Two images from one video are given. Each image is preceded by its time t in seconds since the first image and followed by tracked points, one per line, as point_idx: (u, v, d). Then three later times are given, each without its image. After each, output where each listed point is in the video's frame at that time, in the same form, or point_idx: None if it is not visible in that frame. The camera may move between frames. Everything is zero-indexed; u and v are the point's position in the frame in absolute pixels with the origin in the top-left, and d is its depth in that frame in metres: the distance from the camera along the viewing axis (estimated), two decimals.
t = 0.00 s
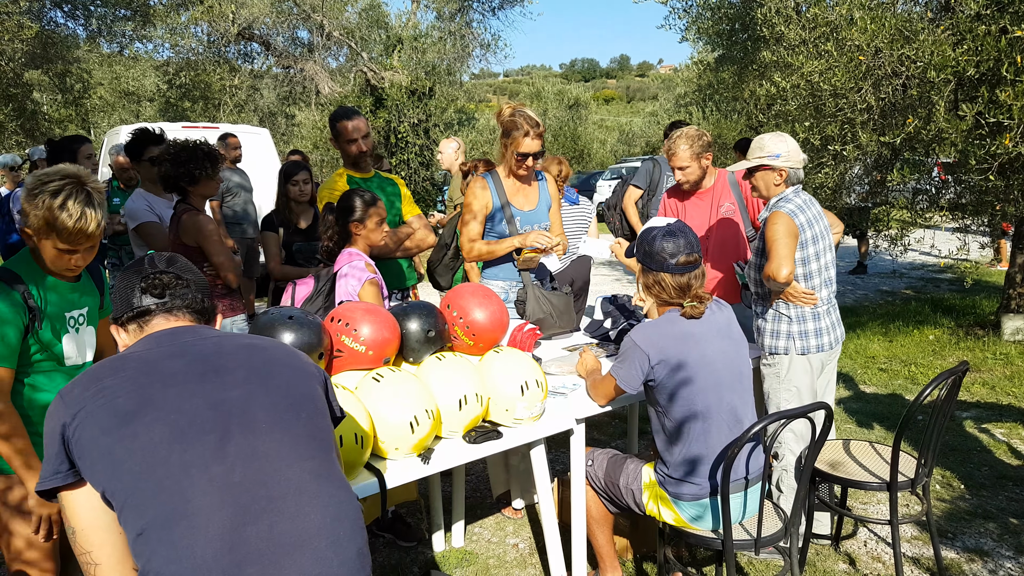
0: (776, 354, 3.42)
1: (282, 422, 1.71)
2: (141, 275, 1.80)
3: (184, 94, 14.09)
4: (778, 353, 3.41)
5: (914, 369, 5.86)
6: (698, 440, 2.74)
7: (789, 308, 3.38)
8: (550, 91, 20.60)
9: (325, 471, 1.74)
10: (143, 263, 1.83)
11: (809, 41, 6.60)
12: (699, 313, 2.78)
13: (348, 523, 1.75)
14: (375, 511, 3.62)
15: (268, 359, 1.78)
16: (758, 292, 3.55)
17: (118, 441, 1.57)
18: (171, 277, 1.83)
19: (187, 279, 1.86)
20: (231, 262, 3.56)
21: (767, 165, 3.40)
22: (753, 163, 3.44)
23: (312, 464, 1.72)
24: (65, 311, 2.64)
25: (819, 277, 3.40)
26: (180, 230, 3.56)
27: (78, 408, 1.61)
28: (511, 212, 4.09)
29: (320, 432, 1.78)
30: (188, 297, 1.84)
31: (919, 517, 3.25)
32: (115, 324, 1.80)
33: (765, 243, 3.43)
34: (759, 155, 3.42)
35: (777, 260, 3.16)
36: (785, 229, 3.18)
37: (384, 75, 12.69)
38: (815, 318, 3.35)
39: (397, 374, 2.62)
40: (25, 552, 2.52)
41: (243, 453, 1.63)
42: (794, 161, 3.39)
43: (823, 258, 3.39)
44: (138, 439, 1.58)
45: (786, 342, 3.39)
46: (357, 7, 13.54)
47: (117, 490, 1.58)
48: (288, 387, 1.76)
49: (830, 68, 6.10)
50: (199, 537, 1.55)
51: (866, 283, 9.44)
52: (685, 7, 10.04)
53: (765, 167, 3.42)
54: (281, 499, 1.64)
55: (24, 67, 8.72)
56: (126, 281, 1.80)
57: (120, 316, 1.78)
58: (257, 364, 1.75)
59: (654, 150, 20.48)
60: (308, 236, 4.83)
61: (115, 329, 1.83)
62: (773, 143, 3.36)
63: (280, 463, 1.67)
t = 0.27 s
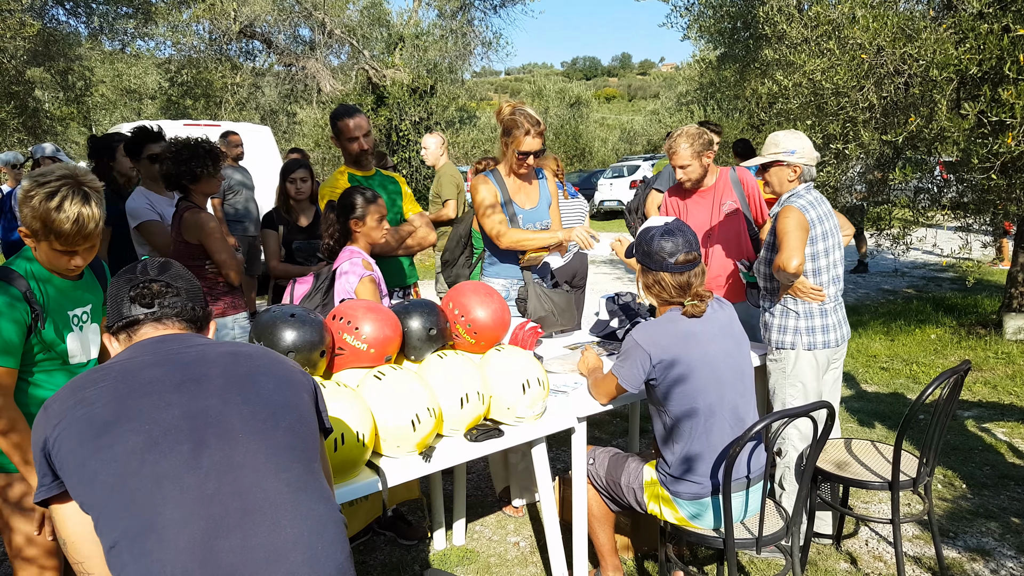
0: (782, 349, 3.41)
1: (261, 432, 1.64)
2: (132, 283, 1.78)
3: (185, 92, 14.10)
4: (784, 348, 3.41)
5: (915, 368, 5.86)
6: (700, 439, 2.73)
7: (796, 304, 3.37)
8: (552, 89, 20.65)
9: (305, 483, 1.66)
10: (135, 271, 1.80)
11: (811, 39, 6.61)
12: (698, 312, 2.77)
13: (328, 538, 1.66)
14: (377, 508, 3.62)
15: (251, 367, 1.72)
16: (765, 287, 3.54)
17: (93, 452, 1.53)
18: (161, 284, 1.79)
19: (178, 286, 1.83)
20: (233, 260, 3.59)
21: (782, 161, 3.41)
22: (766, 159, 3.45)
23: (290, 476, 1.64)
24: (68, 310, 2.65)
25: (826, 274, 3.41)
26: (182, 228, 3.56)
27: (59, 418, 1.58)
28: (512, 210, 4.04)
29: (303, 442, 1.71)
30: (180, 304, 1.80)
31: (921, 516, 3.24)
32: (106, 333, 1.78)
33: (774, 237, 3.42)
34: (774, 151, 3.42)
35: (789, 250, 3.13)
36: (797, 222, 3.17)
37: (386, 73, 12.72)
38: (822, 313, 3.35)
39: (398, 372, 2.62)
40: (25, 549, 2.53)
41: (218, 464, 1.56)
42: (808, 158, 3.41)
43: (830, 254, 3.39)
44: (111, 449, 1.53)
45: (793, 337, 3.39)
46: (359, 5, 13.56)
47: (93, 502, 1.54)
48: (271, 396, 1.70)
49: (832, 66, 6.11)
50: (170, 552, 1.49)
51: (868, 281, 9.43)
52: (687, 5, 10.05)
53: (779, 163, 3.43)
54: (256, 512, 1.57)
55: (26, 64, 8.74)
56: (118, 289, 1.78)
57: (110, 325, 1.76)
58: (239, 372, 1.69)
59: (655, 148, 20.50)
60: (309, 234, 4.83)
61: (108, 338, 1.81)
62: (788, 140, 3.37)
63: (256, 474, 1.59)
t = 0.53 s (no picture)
0: (790, 342, 3.42)
1: (247, 437, 1.63)
2: (133, 292, 1.79)
3: (185, 92, 14.07)
4: (793, 342, 3.41)
5: (916, 366, 5.86)
6: (701, 438, 2.74)
7: (806, 298, 3.38)
8: (552, 88, 20.66)
9: (291, 489, 1.65)
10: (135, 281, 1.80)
11: (811, 38, 6.63)
12: (699, 309, 2.78)
13: (312, 545, 1.65)
14: (377, 508, 3.63)
15: (241, 373, 1.72)
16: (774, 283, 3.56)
17: (80, 458, 1.54)
18: (162, 294, 1.79)
19: (179, 297, 1.83)
20: (233, 259, 3.58)
21: (793, 157, 3.41)
22: (776, 156, 3.45)
23: (274, 483, 1.63)
24: (69, 309, 2.65)
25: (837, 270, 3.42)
26: (183, 227, 3.56)
27: (49, 427, 1.59)
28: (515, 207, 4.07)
29: (290, 448, 1.71)
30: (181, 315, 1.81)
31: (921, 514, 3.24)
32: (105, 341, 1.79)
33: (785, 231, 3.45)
34: (784, 148, 3.43)
35: (802, 240, 3.16)
36: (808, 214, 3.20)
37: (386, 72, 12.73)
38: (832, 308, 3.35)
39: (399, 371, 2.63)
40: (26, 549, 2.53)
41: (201, 470, 1.56)
42: (819, 156, 3.42)
43: (841, 249, 3.40)
44: (99, 456, 1.53)
45: (803, 331, 3.39)
46: (359, 4, 13.56)
47: (79, 510, 1.54)
48: (260, 402, 1.70)
49: (832, 65, 6.11)
50: (150, 558, 1.49)
51: (869, 280, 9.43)
52: (687, 4, 10.05)
53: (790, 159, 3.43)
54: (238, 518, 1.56)
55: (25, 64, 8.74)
56: (118, 298, 1.78)
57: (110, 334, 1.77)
58: (228, 380, 1.69)
59: (655, 147, 20.50)
60: (310, 234, 4.83)
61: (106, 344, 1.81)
62: (798, 137, 3.38)
63: (240, 481, 1.59)
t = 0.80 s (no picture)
0: (788, 338, 3.42)
1: (236, 437, 1.64)
2: (122, 303, 1.79)
3: (185, 91, 13.76)
4: (791, 338, 3.41)
5: (915, 366, 5.87)
6: (699, 438, 2.74)
7: (807, 296, 3.38)
8: (551, 88, 20.68)
9: (282, 487, 1.66)
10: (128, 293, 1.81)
11: (811, 39, 6.64)
12: (700, 305, 2.79)
13: (303, 542, 1.64)
14: (376, 508, 3.63)
15: (230, 375, 1.73)
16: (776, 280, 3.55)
17: (70, 463, 1.54)
18: (152, 305, 1.81)
19: (169, 308, 1.84)
20: (232, 259, 3.58)
21: (799, 155, 3.41)
22: (782, 153, 3.45)
23: (265, 481, 1.63)
24: (71, 309, 2.65)
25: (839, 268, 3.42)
26: (182, 227, 3.56)
27: (39, 436, 1.59)
28: (513, 208, 4.08)
29: (280, 447, 1.71)
30: (171, 325, 1.81)
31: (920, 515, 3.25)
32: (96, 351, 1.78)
33: (789, 227, 3.45)
34: (791, 146, 3.44)
35: (810, 231, 3.17)
36: (815, 208, 3.22)
37: (385, 71, 12.75)
38: (832, 306, 3.36)
39: (399, 371, 2.63)
40: (26, 549, 2.53)
41: (190, 470, 1.56)
42: (826, 156, 3.42)
43: (843, 248, 3.41)
44: (89, 460, 1.53)
45: (803, 328, 3.39)
46: (358, 4, 13.56)
47: (70, 516, 1.54)
48: (249, 402, 1.71)
49: (831, 65, 6.13)
50: (140, 558, 1.48)
51: (868, 280, 9.45)
52: (686, 4, 10.06)
53: (796, 158, 3.43)
54: (228, 516, 1.56)
55: (24, 63, 8.73)
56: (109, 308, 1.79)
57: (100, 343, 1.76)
58: (216, 382, 1.69)
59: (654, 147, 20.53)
60: (309, 233, 4.83)
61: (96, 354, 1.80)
62: (803, 137, 3.41)
63: (230, 479, 1.59)
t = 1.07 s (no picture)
0: (781, 339, 3.41)
1: (234, 434, 1.64)
2: (115, 306, 1.79)
3: (186, 92, 13.91)
4: (784, 339, 3.40)
5: (917, 367, 5.85)
6: (701, 439, 2.73)
7: (801, 296, 3.38)
8: (552, 88, 20.70)
9: (281, 484, 1.65)
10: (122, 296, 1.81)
11: (812, 39, 6.63)
12: (699, 304, 2.78)
13: (304, 538, 1.64)
14: (378, 508, 3.62)
15: (226, 374, 1.72)
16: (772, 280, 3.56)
17: (70, 465, 1.53)
18: (145, 308, 1.80)
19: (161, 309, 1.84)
20: (234, 259, 3.58)
21: (799, 154, 3.40)
22: (783, 152, 3.45)
23: (264, 478, 1.63)
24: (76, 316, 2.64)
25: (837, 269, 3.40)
26: (184, 228, 3.56)
27: (38, 439, 1.58)
28: (513, 209, 4.08)
29: (279, 444, 1.71)
30: (164, 327, 1.81)
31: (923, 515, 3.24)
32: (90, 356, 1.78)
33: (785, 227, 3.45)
34: (792, 145, 3.43)
35: (804, 229, 3.18)
36: (810, 207, 3.22)
37: (386, 72, 12.77)
38: (827, 308, 3.34)
39: (399, 371, 2.63)
40: (36, 549, 2.52)
41: (190, 468, 1.56)
42: (827, 157, 3.41)
43: (841, 250, 3.39)
44: (88, 461, 1.53)
45: (797, 328, 3.38)
46: (360, 5, 13.58)
47: (71, 517, 1.53)
48: (246, 401, 1.70)
49: (833, 65, 6.12)
50: (141, 556, 1.47)
51: (870, 281, 9.43)
52: (688, 5, 10.05)
53: (796, 157, 3.42)
54: (229, 513, 1.56)
55: (26, 63, 8.75)
56: (103, 312, 1.78)
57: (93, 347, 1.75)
58: (212, 382, 1.69)
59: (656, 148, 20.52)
60: (310, 234, 4.83)
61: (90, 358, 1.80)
62: (804, 137, 3.40)
63: (229, 477, 1.59)
